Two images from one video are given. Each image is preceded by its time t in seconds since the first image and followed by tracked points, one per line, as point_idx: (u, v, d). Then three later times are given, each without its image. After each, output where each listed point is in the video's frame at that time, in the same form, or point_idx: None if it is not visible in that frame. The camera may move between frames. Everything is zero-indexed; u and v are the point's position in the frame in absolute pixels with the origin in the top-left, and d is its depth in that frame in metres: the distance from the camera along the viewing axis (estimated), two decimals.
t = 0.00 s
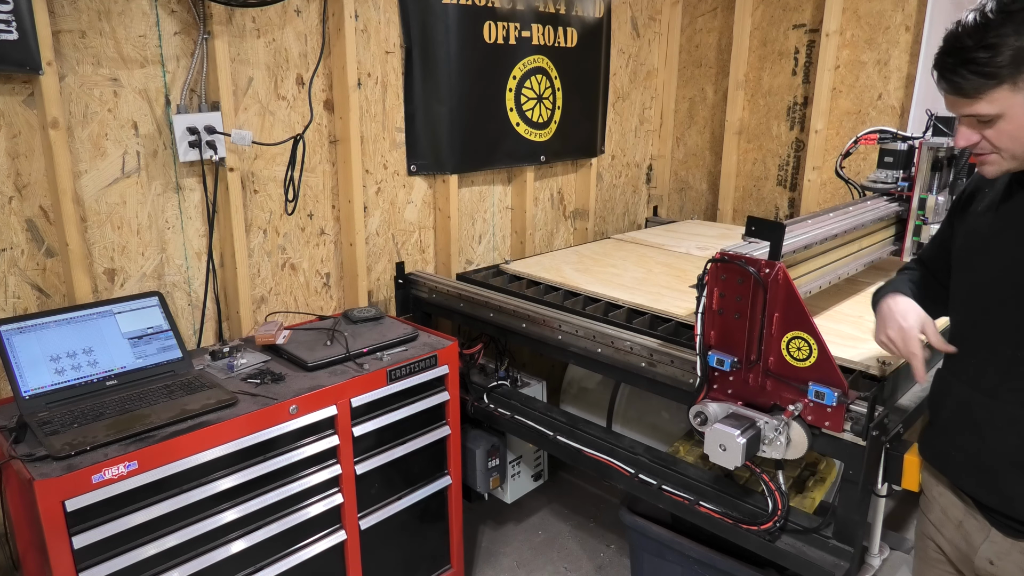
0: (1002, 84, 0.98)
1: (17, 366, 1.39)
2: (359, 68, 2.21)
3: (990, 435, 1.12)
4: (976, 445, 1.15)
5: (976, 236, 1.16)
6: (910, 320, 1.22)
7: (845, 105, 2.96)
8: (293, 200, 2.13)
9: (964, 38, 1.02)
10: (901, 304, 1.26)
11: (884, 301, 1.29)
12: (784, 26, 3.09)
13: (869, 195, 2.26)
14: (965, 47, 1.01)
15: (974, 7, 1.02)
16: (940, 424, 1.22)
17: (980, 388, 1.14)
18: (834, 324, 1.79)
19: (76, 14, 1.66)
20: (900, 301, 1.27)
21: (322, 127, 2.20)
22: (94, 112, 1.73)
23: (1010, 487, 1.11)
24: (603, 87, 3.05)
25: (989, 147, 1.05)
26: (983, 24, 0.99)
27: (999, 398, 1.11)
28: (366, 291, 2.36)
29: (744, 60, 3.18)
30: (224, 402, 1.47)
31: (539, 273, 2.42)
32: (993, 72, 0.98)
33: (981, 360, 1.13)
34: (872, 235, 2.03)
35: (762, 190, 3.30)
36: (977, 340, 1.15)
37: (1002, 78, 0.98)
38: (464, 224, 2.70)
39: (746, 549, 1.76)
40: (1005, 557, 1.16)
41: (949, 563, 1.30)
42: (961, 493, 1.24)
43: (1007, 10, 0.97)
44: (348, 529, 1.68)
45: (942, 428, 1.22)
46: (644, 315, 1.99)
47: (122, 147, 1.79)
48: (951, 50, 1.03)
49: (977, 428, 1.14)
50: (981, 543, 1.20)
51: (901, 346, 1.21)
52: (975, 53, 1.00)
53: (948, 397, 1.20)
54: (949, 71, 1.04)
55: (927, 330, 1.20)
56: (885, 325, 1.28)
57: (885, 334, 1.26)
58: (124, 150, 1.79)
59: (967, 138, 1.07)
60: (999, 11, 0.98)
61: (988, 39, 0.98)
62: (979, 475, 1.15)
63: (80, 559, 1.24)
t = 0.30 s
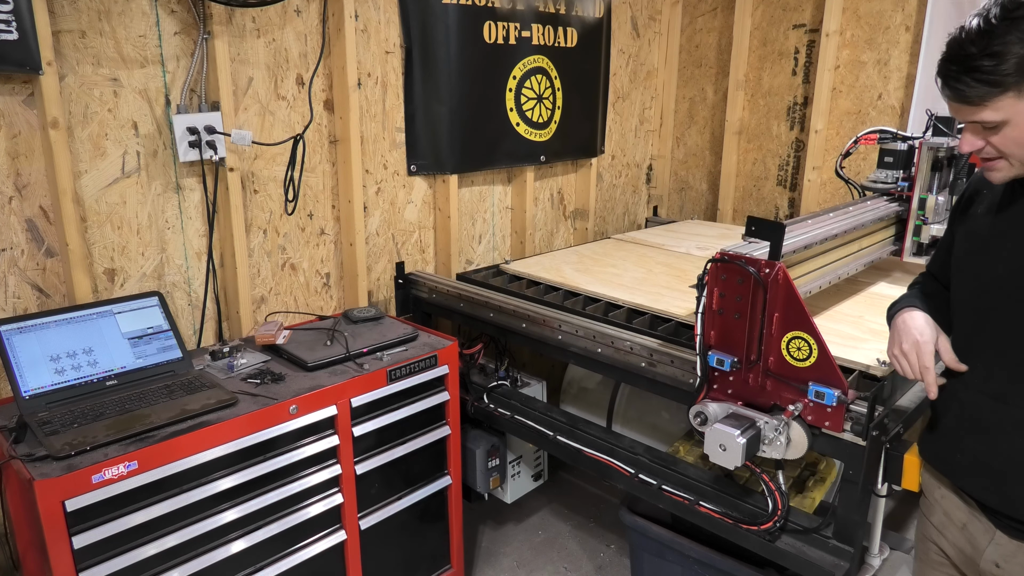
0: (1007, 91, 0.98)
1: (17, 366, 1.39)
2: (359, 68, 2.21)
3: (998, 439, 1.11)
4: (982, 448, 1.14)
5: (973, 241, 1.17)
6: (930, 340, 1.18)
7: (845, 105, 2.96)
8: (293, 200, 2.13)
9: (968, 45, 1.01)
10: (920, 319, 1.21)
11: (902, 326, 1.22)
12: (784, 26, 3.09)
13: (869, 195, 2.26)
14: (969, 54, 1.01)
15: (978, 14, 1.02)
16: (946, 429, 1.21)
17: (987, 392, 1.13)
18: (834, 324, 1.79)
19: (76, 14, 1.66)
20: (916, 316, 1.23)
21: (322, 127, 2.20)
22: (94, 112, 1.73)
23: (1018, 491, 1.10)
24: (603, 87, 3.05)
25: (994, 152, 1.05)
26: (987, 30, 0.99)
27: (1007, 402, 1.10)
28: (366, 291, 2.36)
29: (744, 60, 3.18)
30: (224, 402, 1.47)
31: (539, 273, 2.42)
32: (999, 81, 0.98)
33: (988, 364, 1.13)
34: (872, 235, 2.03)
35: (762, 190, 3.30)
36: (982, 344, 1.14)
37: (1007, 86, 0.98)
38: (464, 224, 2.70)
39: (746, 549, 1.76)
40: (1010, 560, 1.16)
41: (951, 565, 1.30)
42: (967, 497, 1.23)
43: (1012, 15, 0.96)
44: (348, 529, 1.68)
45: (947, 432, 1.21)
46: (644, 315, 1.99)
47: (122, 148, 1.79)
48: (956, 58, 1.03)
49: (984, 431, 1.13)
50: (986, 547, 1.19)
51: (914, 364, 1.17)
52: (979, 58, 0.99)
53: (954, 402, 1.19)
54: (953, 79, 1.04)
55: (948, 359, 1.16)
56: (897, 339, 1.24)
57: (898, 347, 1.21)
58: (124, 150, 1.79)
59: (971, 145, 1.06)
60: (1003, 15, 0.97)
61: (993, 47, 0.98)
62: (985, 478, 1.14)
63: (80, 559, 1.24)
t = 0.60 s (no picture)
0: (1008, 93, 0.98)
1: (17, 366, 1.39)
2: (359, 68, 2.21)
3: (1001, 439, 1.10)
4: (982, 448, 1.13)
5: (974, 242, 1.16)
6: (913, 378, 1.13)
7: (845, 105, 2.96)
8: (293, 200, 2.13)
9: (968, 48, 1.01)
10: (907, 354, 1.18)
11: (885, 342, 1.23)
12: (784, 26, 3.09)
13: (869, 195, 2.26)
14: (969, 57, 1.01)
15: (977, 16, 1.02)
16: (945, 429, 1.21)
17: (989, 392, 1.12)
18: (834, 324, 1.79)
19: (76, 14, 1.66)
20: (904, 351, 1.18)
21: (322, 127, 2.20)
22: (94, 112, 1.73)
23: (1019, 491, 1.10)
24: (603, 87, 3.05)
25: (994, 154, 1.05)
26: (988, 32, 0.99)
27: (1009, 402, 1.09)
28: (366, 291, 2.36)
29: (744, 60, 3.18)
30: (224, 402, 1.47)
31: (539, 273, 2.42)
32: (999, 83, 0.98)
33: (989, 363, 1.12)
34: (872, 235, 2.03)
35: (762, 190, 3.30)
36: (984, 344, 1.13)
37: (1008, 89, 0.98)
38: (464, 224, 2.70)
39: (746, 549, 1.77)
40: (1010, 559, 1.16)
41: (951, 565, 1.30)
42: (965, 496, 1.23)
43: (1012, 17, 0.96)
44: (348, 529, 1.68)
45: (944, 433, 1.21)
46: (644, 315, 1.99)
47: (122, 148, 1.79)
48: (955, 60, 1.03)
49: (984, 431, 1.13)
50: (985, 546, 1.19)
51: (894, 401, 1.13)
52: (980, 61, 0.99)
53: (954, 403, 1.18)
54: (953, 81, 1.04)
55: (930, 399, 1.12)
56: (880, 374, 1.20)
57: (878, 382, 1.17)
58: (124, 150, 1.79)
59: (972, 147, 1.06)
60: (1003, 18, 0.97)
61: (994, 49, 0.97)
62: (986, 479, 1.14)
63: (80, 559, 1.24)
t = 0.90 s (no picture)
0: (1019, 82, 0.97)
1: (17, 366, 1.39)
2: (359, 68, 2.21)
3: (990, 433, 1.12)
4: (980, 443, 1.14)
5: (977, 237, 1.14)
6: (751, 394, 1.15)
7: (845, 105, 2.96)
8: (293, 200, 2.13)
9: (981, 37, 1.01)
10: (784, 386, 1.16)
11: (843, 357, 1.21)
12: (784, 26, 3.09)
13: (869, 195, 2.26)
14: (981, 45, 1.00)
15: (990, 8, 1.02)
16: (941, 419, 1.21)
17: (986, 388, 1.12)
18: (834, 324, 1.79)
19: (77, 14, 1.66)
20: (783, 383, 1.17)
21: (322, 127, 2.20)
22: (94, 112, 1.73)
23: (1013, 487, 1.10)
24: (603, 87, 3.05)
25: (1005, 147, 1.03)
26: (1002, 20, 0.99)
27: (1004, 399, 1.09)
28: (366, 291, 2.36)
29: (744, 60, 3.18)
30: (224, 402, 1.47)
31: (539, 273, 2.42)
32: (1010, 70, 0.97)
33: (988, 360, 1.11)
34: (872, 235, 2.03)
35: (762, 190, 3.30)
36: (983, 342, 1.12)
37: (1020, 77, 0.97)
38: (464, 224, 2.70)
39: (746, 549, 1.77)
40: (998, 558, 1.16)
41: (945, 565, 1.30)
42: (960, 493, 1.23)
43: None
44: (348, 529, 1.68)
45: (944, 426, 1.21)
46: (644, 315, 1.99)
47: (122, 147, 1.79)
48: (968, 49, 1.02)
49: (980, 427, 1.13)
50: (976, 543, 1.20)
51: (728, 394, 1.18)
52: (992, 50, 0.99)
53: (951, 393, 1.18)
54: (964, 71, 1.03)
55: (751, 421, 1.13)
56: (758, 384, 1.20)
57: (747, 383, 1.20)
58: (124, 150, 1.79)
59: (983, 138, 1.04)
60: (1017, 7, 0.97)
61: (1006, 38, 0.97)
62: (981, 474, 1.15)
63: (80, 559, 1.24)
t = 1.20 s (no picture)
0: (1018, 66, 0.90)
1: (17, 366, 1.39)
2: (359, 68, 2.21)
3: (1004, 453, 0.99)
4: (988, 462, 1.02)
5: (978, 245, 1.00)
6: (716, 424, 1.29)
7: (845, 105, 2.96)
8: (293, 200, 2.13)
9: (981, 17, 0.93)
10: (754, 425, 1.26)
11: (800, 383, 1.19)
12: (784, 26, 3.09)
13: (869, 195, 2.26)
14: (980, 25, 0.93)
15: None
16: (947, 436, 1.09)
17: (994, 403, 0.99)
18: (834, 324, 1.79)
19: (77, 14, 1.66)
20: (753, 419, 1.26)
21: (322, 127, 2.20)
22: (94, 112, 1.73)
23: None
24: (603, 87, 3.04)
25: (1004, 138, 0.95)
26: None
27: (1015, 415, 0.97)
28: (366, 291, 2.36)
29: (744, 60, 3.18)
30: (223, 402, 1.47)
31: (539, 273, 2.42)
32: (1010, 52, 0.89)
33: (996, 374, 0.99)
34: (872, 235, 2.03)
35: (762, 190, 3.30)
36: (989, 352, 0.99)
37: (1021, 58, 0.89)
38: (464, 224, 2.70)
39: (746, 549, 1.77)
40: None
41: None
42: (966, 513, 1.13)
43: None
44: (348, 529, 1.68)
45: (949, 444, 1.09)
46: (644, 315, 1.99)
47: (122, 148, 1.79)
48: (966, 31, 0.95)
49: (989, 444, 1.01)
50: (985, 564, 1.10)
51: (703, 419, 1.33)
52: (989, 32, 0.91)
53: (957, 410, 1.06)
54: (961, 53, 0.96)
55: (707, 424, 1.31)
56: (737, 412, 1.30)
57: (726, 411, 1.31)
58: (124, 150, 1.79)
59: (983, 127, 0.96)
60: None
61: (1006, 17, 0.90)
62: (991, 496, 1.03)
63: (81, 559, 1.24)
